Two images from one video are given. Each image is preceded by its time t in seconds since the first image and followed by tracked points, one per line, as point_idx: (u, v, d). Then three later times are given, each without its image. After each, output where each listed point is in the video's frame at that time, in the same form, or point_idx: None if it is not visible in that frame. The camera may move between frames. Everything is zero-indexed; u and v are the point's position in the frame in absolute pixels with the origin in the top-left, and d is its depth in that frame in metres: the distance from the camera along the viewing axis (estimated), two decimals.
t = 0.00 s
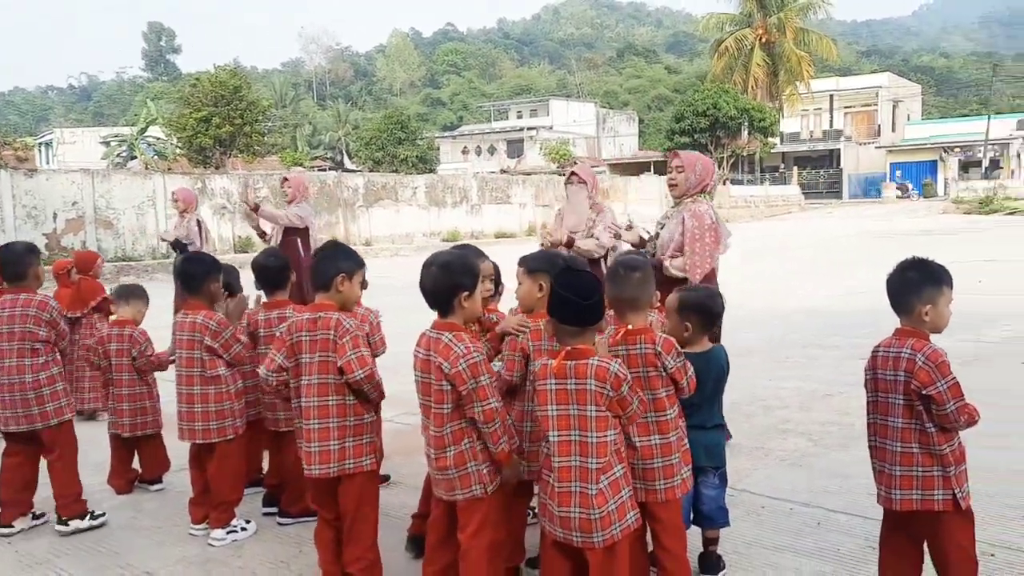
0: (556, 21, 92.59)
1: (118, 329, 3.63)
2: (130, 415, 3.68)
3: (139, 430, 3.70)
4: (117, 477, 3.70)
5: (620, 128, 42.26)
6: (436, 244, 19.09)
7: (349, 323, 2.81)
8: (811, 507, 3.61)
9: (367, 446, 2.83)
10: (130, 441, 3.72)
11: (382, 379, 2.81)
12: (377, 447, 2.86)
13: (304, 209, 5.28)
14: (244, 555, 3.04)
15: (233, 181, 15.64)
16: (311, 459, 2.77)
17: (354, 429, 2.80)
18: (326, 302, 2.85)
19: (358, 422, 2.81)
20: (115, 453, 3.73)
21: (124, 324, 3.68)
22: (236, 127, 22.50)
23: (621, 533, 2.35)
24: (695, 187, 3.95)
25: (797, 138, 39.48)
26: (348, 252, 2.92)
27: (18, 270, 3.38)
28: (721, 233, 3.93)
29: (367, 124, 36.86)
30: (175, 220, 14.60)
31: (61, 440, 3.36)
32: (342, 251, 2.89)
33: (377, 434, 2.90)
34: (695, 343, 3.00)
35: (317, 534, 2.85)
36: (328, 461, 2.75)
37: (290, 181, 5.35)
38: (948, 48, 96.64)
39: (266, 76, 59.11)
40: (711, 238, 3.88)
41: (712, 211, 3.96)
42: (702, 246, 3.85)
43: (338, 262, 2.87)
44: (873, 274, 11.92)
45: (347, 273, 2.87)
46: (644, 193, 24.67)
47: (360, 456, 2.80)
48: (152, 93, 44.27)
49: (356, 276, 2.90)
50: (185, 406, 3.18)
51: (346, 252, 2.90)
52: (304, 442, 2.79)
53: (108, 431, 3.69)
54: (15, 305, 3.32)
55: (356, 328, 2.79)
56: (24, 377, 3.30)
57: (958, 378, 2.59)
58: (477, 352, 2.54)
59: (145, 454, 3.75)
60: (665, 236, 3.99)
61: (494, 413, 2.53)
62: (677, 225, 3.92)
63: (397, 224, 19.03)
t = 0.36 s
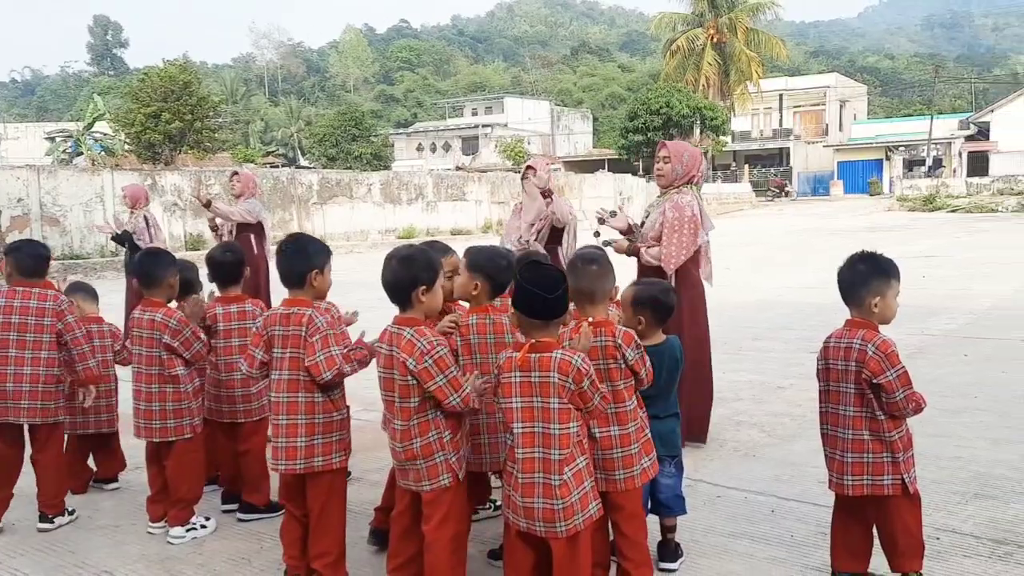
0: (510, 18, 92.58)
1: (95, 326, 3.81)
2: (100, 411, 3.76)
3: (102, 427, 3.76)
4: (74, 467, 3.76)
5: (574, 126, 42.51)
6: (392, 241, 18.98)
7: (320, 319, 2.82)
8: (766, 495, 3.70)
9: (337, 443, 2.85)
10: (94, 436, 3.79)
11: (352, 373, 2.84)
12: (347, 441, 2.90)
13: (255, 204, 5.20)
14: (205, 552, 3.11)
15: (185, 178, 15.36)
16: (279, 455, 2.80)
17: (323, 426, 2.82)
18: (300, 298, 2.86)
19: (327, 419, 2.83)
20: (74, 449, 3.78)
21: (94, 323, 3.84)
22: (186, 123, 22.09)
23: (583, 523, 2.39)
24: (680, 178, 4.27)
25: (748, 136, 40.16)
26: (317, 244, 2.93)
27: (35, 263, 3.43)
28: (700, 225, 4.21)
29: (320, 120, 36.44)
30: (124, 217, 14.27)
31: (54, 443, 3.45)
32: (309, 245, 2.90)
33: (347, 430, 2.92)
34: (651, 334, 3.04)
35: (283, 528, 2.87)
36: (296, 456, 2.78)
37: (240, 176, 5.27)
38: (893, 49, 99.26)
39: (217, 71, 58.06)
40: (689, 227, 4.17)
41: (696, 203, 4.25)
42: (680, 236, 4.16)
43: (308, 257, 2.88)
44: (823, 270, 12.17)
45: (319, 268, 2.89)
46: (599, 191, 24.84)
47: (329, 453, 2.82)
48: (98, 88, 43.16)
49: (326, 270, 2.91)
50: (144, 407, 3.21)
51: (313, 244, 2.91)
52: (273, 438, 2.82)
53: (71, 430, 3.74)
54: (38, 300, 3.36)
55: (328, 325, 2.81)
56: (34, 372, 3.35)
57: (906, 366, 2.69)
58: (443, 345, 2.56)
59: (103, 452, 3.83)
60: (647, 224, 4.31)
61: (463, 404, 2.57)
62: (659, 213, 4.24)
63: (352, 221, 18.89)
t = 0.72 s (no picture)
0: (481, 16, 92.44)
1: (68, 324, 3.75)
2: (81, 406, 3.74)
3: (81, 424, 3.74)
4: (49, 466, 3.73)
5: (546, 125, 42.63)
6: (364, 240, 18.92)
7: (309, 321, 2.84)
8: (737, 490, 3.75)
9: (325, 443, 2.89)
10: (73, 434, 3.76)
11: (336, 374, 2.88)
12: (329, 442, 2.91)
13: (227, 203, 5.13)
14: (178, 551, 3.10)
15: (154, 176, 15.17)
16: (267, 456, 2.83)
17: (301, 428, 2.83)
18: (280, 300, 2.87)
19: (315, 418, 2.87)
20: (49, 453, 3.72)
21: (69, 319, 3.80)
22: (154, 121, 21.80)
23: (559, 519, 2.41)
24: (686, 176, 4.23)
25: (718, 136, 40.53)
26: (294, 243, 2.91)
27: (20, 259, 3.42)
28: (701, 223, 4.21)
29: (290, 118, 36.15)
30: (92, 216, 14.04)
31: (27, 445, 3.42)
32: (287, 245, 2.88)
33: (335, 431, 2.96)
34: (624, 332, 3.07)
35: (263, 527, 2.89)
36: (280, 457, 2.81)
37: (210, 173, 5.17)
38: (859, 50, 100.76)
39: (185, 69, 57.32)
40: (691, 226, 4.17)
41: (699, 200, 4.24)
42: (682, 234, 4.15)
43: (287, 257, 2.87)
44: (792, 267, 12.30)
45: (296, 269, 2.87)
46: (572, 190, 24.93)
47: (311, 454, 2.84)
48: (62, 85, 42.38)
49: (305, 269, 2.89)
50: (118, 407, 3.18)
51: (292, 242, 2.90)
52: (263, 437, 2.85)
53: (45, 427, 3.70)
54: (21, 299, 3.34)
55: (318, 327, 2.84)
56: (15, 373, 3.31)
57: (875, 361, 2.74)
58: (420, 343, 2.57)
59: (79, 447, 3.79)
60: (652, 221, 4.30)
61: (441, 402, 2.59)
62: (661, 210, 4.24)
63: (323, 219, 18.78)
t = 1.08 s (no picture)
0: (465, 16, 92.40)
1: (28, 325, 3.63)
2: (49, 409, 3.67)
3: (56, 426, 3.69)
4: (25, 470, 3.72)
5: (530, 125, 42.67)
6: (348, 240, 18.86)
7: (295, 320, 2.84)
8: (721, 487, 3.78)
9: (313, 443, 2.89)
10: (44, 437, 3.71)
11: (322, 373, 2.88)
12: (314, 444, 2.90)
13: (214, 208, 5.08)
14: (161, 553, 3.09)
15: (136, 176, 15.06)
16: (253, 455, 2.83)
17: (285, 429, 2.83)
18: (268, 300, 2.87)
19: (304, 417, 2.88)
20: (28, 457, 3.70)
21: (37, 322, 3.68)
22: (136, 121, 21.62)
23: (545, 518, 2.42)
24: (703, 174, 4.33)
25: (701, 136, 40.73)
26: (280, 243, 2.90)
27: None
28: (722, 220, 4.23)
29: (273, 118, 35.98)
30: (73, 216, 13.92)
31: None
32: (273, 246, 2.87)
33: (320, 431, 2.96)
34: (612, 331, 3.08)
35: (249, 528, 2.88)
36: (270, 456, 2.82)
37: (195, 176, 5.09)
38: (841, 50, 101.66)
39: (166, 69, 56.89)
40: (712, 222, 4.20)
41: (718, 198, 4.29)
42: (702, 232, 4.18)
43: (272, 256, 2.86)
44: (775, 267, 12.37)
45: (283, 269, 2.87)
46: (556, 190, 24.97)
47: (297, 455, 2.84)
48: (42, 84, 41.92)
49: (293, 269, 2.90)
50: (102, 407, 3.17)
51: (282, 244, 2.89)
52: (253, 436, 2.86)
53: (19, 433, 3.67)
54: None
55: (307, 326, 2.85)
56: None
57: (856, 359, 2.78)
58: (405, 342, 2.58)
59: (58, 451, 3.76)
60: (671, 221, 4.33)
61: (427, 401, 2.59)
62: (681, 208, 4.27)
63: (307, 219, 18.71)
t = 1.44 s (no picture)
0: (452, 18, 92.39)
1: (14, 329, 3.68)
2: (36, 412, 3.69)
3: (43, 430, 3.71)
4: (0, 475, 3.71)
5: (517, 127, 42.74)
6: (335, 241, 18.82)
7: (281, 322, 2.84)
8: (706, 488, 3.80)
9: (296, 447, 2.89)
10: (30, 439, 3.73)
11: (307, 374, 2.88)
12: (299, 447, 2.91)
13: (199, 208, 5.03)
14: (146, 556, 3.08)
15: (120, 177, 14.96)
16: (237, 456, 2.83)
17: (269, 432, 2.83)
18: (255, 303, 2.86)
19: (287, 421, 2.87)
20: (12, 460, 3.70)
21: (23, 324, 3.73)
22: (121, 122, 21.48)
23: (530, 520, 2.43)
24: (706, 174, 4.28)
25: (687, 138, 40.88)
26: (267, 246, 2.90)
27: None
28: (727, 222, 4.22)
29: (259, 119, 35.81)
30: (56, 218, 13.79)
31: None
32: (260, 249, 2.87)
33: (304, 434, 2.95)
34: (597, 332, 3.09)
35: (234, 531, 2.88)
36: (256, 461, 2.81)
37: (180, 177, 5.05)
38: (826, 53, 102.36)
39: (151, 70, 56.54)
40: (717, 225, 4.17)
41: (722, 199, 4.26)
42: (706, 233, 4.14)
43: (260, 259, 2.86)
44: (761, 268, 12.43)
45: (270, 272, 2.87)
46: (542, 192, 24.99)
47: (281, 458, 2.84)
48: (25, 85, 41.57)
49: (280, 272, 2.90)
50: (87, 410, 3.16)
51: (268, 246, 2.89)
52: (236, 438, 2.85)
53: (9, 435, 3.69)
54: None
55: (293, 330, 2.84)
56: None
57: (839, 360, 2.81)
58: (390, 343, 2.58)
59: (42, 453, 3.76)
60: (675, 223, 4.31)
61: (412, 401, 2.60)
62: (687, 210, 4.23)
63: (293, 222, 18.67)
